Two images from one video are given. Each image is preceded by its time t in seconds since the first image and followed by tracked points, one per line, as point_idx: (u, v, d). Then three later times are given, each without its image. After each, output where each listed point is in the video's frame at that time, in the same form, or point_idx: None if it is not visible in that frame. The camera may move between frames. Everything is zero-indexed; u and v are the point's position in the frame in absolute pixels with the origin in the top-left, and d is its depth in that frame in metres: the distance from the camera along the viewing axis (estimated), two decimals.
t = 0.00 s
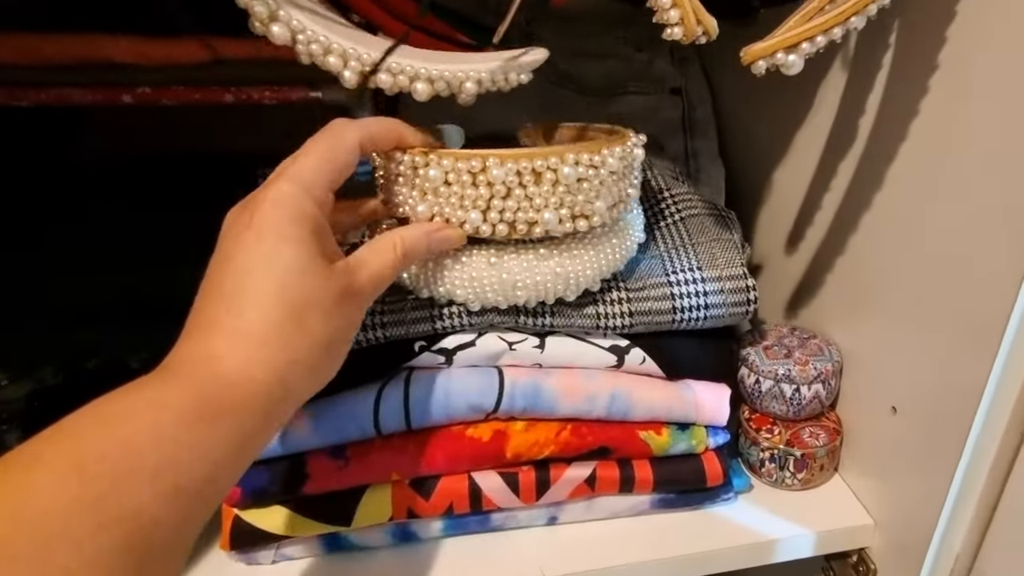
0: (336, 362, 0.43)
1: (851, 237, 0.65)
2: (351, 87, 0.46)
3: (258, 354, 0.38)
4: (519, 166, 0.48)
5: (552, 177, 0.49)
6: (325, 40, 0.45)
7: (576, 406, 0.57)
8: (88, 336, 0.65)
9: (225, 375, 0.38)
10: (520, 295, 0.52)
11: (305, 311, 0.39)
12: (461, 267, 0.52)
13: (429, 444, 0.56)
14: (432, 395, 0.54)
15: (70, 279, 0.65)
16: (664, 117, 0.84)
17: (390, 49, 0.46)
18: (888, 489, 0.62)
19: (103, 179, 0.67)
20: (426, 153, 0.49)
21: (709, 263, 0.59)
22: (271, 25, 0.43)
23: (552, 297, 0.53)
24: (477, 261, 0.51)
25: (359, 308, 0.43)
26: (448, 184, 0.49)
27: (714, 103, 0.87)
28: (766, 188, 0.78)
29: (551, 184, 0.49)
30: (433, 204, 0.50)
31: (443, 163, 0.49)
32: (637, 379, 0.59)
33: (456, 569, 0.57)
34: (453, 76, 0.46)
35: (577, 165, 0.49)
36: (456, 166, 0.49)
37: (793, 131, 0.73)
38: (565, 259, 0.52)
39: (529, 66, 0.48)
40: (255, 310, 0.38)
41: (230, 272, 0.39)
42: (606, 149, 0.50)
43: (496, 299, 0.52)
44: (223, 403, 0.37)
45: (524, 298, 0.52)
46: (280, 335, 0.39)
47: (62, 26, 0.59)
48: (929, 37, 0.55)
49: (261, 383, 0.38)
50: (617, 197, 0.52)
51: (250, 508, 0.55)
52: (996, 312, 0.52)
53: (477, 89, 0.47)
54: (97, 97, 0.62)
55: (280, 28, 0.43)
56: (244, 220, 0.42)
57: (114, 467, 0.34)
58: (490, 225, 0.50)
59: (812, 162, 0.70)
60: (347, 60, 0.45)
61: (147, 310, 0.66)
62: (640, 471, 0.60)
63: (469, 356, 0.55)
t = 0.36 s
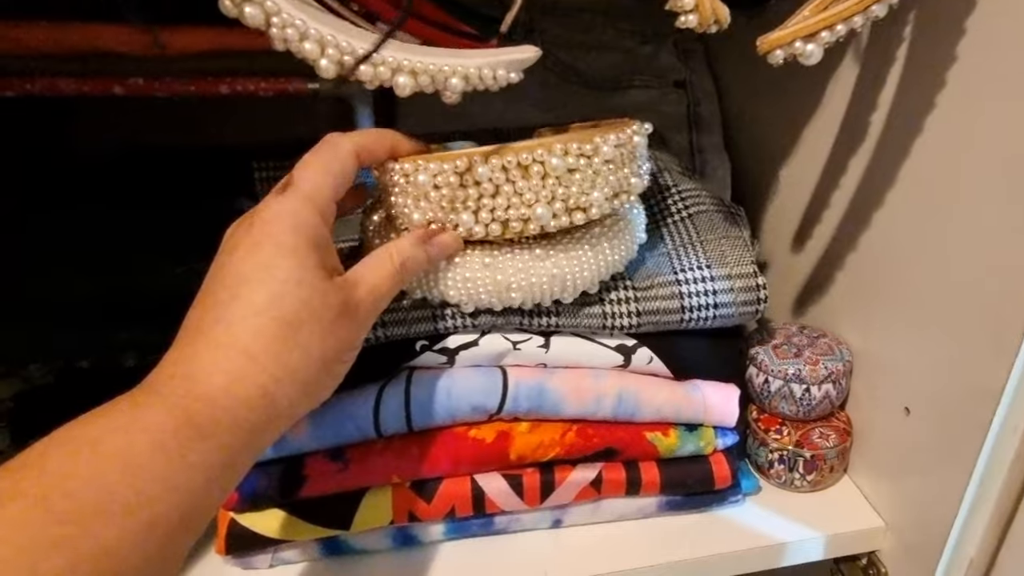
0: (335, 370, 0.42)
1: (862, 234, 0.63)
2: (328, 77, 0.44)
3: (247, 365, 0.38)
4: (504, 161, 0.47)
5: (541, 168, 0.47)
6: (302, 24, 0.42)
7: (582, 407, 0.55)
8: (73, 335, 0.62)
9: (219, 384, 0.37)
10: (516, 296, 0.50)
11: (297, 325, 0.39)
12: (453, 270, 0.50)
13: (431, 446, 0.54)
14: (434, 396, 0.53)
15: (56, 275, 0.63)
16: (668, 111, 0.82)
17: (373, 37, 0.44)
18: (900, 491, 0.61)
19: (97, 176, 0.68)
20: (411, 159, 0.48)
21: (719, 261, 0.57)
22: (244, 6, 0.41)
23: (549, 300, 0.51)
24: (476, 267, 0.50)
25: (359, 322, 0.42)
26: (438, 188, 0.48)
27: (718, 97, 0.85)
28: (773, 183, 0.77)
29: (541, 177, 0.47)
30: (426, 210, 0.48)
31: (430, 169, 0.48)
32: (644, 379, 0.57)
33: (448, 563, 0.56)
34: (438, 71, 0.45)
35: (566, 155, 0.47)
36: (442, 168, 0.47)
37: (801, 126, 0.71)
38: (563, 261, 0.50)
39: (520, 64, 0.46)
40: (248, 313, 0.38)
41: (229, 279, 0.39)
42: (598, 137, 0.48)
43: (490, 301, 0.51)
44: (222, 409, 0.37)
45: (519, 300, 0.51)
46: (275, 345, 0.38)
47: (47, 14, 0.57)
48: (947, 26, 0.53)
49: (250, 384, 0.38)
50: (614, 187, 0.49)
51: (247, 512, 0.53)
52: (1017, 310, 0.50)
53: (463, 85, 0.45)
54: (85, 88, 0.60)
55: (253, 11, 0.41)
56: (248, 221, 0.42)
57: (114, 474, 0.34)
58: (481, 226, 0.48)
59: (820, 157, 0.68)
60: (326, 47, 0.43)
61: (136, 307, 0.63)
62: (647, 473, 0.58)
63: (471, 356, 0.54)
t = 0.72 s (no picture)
0: (329, 359, 0.41)
1: (872, 229, 0.64)
2: (369, 63, 0.44)
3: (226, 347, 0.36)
4: (492, 163, 0.46)
5: (527, 175, 0.46)
6: (344, 13, 0.42)
7: (593, 397, 0.55)
8: (87, 319, 0.63)
9: (196, 369, 0.36)
10: (529, 291, 0.49)
11: (281, 308, 0.38)
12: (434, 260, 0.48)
13: (443, 434, 0.54)
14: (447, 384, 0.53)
15: (64, 261, 0.63)
16: (677, 105, 0.82)
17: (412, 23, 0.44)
18: (906, 484, 0.61)
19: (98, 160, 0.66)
20: (405, 147, 0.47)
21: (730, 254, 0.58)
22: None
23: (562, 294, 0.50)
24: (462, 261, 0.48)
25: (355, 308, 0.41)
26: (426, 179, 0.47)
27: (727, 91, 0.85)
28: (781, 178, 0.77)
29: (526, 182, 0.47)
30: (416, 196, 0.47)
31: (421, 159, 0.46)
32: (654, 371, 0.57)
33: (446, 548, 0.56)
34: (476, 54, 0.45)
35: (553, 163, 0.46)
36: (431, 161, 0.46)
37: (811, 120, 0.71)
38: (577, 255, 0.49)
39: (554, 44, 0.46)
40: (237, 295, 0.37)
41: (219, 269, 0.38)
42: (588, 148, 0.47)
43: (504, 294, 0.49)
44: (202, 397, 0.36)
45: (533, 295, 0.49)
46: (256, 334, 0.37)
47: None
48: (961, 21, 0.54)
49: (226, 369, 0.36)
50: (600, 196, 0.49)
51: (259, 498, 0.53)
52: None
53: (501, 66, 0.45)
54: (98, 74, 0.60)
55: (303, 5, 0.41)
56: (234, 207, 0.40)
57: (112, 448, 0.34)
58: (465, 222, 0.47)
59: (830, 152, 0.68)
60: (367, 34, 0.43)
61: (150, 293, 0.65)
62: (656, 464, 0.58)
63: (484, 346, 0.54)
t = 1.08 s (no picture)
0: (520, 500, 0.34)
1: (874, 226, 0.64)
2: (363, 60, 0.44)
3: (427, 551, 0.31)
4: (501, 159, 0.46)
5: (535, 170, 0.47)
6: (340, 8, 0.43)
7: (597, 391, 0.56)
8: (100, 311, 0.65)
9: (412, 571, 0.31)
10: (537, 285, 0.50)
11: (467, 479, 0.32)
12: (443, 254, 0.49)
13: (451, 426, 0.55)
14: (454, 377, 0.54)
15: (77, 254, 0.64)
16: (680, 103, 0.83)
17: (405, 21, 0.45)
18: (906, 478, 0.62)
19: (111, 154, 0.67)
20: (415, 142, 0.48)
21: (734, 250, 0.58)
22: None
23: (569, 288, 0.51)
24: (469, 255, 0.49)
25: (517, 444, 0.34)
26: (434, 174, 0.47)
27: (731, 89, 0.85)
28: (784, 176, 0.78)
29: (534, 178, 0.47)
30: (424, 192, 0.48)
31: (429, 155, 0.47)
32: (659, 365, 0.58)
33: None
34: (472, 56, 0.45)
35: (561, 160, 0.47)
36: (441, 156, 0.47)
37: (815, 118, 0.72)
38: (583, 250, 0.50)
39: (551, 50, 0.46)
40: (405, 492, 0.32)
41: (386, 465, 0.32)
42: (595, 144, 0.48)
43: (511, 288, 0.50)
44: None
45: (541, 289, 0.50)
46: (451, 539, 0.32)
47: None
48: (963, 21, 0.54)
49: (481, 560, 0.32)
50: (606, 192, 0.50)
51: (269, 488, 0.54)
52: None
53: (496, 70, 0.46)
54: (110, 69, 0.60)
55: None
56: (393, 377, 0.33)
57: None
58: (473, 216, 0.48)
59: (833, 150, 0.69)
60: (361, 30, 0.43)
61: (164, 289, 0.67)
62: (659, 456, 0.59)
63: (491, 340, 0.54)
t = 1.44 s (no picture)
0: None
1: (864, 261, 0.64)
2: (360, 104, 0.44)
3: None
4: (485, 201, 0.46)
5: (520, 213, 0.47)
6: (335, 54, 0.43)
7: (586, 430, 0.56)
8: (83, 347, 0.64)
9: None
10: (521, 326, 0.49)
11: None
12: (427, 295, 0.49)
13: (436, 466, 0.54)
14: (440, 417, 0.53)
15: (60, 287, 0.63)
16: (671, 133, 0.82)
17: (398, 65, 0.44)
18: (899, 516, 0.62)
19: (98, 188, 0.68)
20: (400, 184, 0.48)
21: (723, 287, 0.58)
22: (279, 37, 0.41)
23: (555, 329, 0.50)
24: (454, 296, 0.49)
25: None
26: (419, 216, 0.47)
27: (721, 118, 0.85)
28: (775, 207, 0.78)
29: (519, 220, 0.47)
30: (408, 233, 0.48)
31: (415, 198, 0.47)
32: (649, 403, 0.57)
33: None
34: (468, 95, 0.45)
35: (546, 202, 0.47)
36: (424, 199, 0.47)
37: (805, 150, 0.72)
38: (569, 290, 0.49)
39: (542, 86, 0.46)
40: None
41: None
42: (581, 185, 0.48)
43: (496, 330, 0.50)
44: None
45: (524, 330, 0.50)
46: None
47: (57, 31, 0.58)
48: (950, 59, 0.54)
49: None
50: (592, 233, 0.49)
51: (251, 530, 0.53)
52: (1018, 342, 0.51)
53: (491, 108, 0.45)
54: (96, 103, 0.61)
55: (290, 43, 0.42)
56: None
57: None
58: (457, 258, 0.48)
59: (823, 183, 0.69)
60: (357, 76, 0.43)
61: (150, 323, 0.66)
62: (648, 495, 0.59)
63: (478, 379, 0.53)
